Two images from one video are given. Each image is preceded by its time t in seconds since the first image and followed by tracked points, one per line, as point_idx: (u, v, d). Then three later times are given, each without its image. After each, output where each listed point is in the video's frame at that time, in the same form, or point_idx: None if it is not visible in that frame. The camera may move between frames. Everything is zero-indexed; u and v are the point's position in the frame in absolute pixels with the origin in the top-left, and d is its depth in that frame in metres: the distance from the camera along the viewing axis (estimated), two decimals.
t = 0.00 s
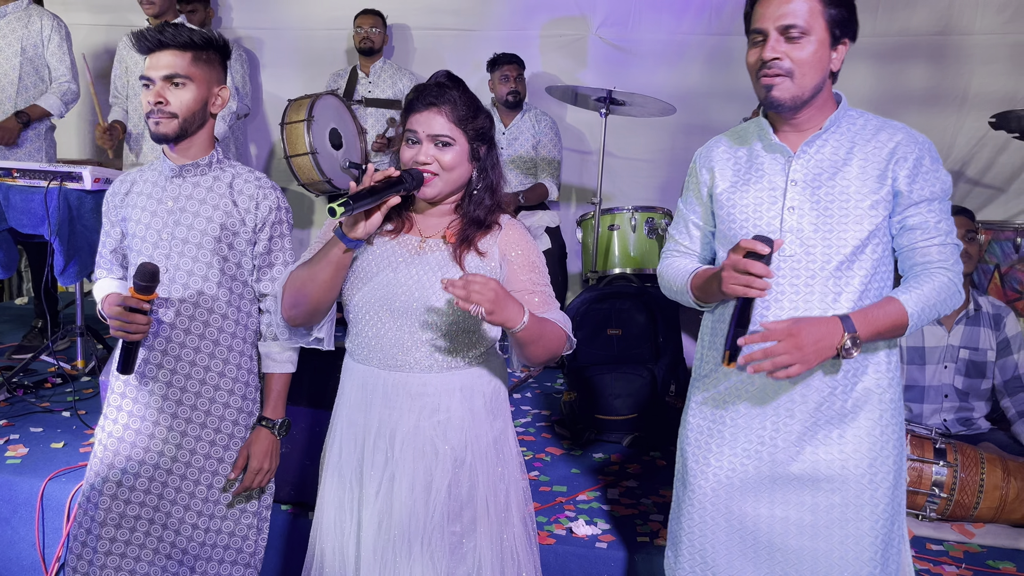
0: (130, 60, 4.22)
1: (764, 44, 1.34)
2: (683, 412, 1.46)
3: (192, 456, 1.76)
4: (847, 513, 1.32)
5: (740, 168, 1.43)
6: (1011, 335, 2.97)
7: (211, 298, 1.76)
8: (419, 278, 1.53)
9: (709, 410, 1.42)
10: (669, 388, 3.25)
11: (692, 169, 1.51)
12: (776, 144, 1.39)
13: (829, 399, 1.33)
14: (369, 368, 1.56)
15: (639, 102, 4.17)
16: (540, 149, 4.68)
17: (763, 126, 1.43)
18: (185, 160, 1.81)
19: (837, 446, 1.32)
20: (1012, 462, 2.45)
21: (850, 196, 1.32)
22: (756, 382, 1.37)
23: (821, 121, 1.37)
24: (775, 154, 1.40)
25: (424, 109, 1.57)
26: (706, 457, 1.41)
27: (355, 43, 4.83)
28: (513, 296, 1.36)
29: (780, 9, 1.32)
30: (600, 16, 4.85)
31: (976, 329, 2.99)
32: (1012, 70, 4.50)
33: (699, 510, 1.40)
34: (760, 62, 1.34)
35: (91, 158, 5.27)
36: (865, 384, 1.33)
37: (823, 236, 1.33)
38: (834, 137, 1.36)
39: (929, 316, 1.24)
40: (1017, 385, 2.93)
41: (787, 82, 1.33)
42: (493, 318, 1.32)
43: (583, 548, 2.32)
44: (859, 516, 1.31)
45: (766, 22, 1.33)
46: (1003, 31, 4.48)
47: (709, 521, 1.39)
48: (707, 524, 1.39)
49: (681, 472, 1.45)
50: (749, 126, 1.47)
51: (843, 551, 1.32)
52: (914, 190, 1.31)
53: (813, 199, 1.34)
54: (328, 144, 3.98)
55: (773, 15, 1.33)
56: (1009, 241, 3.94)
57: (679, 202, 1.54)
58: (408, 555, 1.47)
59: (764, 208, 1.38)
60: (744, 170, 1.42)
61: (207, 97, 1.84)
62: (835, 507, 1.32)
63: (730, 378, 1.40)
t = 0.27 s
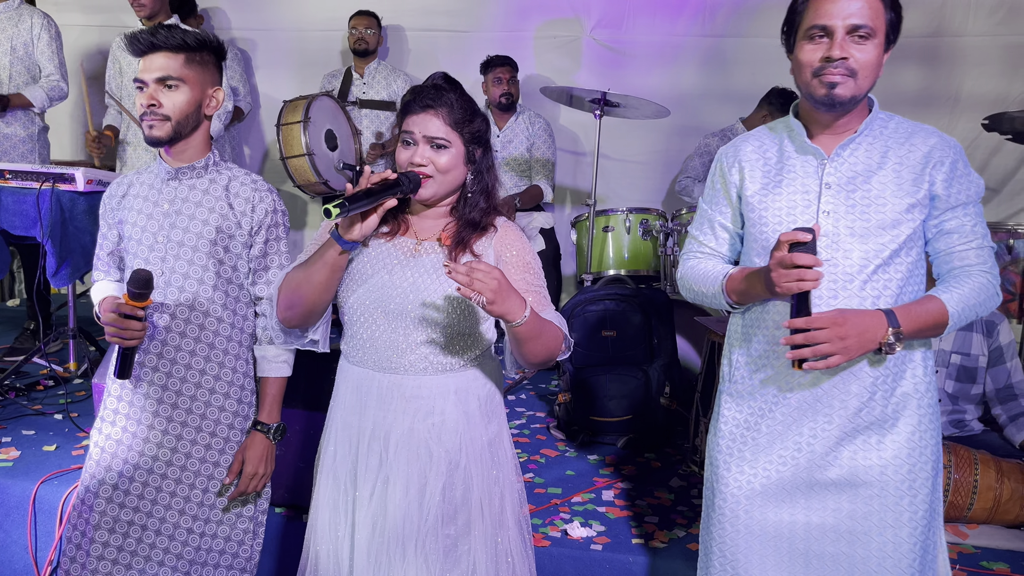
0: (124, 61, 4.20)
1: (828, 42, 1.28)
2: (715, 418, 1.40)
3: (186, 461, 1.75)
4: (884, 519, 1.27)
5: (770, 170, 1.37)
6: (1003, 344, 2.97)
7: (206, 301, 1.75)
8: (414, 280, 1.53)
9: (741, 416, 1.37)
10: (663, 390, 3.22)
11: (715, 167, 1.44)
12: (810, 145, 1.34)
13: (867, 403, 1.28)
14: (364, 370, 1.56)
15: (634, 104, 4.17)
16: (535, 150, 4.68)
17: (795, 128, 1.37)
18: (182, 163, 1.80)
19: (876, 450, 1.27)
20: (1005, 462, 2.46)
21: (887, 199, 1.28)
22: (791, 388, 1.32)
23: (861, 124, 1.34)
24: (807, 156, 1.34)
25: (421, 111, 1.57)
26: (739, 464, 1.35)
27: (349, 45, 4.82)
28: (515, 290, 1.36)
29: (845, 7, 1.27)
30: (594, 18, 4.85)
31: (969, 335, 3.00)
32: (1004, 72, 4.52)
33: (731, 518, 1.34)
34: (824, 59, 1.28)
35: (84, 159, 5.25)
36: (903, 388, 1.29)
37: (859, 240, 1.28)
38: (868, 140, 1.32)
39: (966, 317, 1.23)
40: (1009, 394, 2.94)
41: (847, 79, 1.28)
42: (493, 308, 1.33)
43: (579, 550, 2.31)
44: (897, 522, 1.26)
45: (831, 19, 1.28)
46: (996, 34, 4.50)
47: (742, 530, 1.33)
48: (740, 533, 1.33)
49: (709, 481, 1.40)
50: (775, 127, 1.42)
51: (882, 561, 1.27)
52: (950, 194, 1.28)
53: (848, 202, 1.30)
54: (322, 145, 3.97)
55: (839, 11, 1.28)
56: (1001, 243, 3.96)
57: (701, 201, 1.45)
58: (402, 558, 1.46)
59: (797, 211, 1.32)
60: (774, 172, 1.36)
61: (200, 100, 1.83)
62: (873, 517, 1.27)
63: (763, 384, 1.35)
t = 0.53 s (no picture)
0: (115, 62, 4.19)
1: (867, 46, 1.27)
2: (737, 422, 1.38)
3: (178, 463, 1.74)
4: (908, 529, 1.25)
5: (792, 172, 1.35)
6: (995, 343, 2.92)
7: (197, 304, 1.74)
8: (407, 282, 1.52)
9: (764, 421, 1.35)
10: (657, 391, 3.23)
11: (736, 167, 1.43)
12: (832, 148, 1.32)
13: (892, 411, 1.26)
14: (358, 373, 1.55)
15: (626, 106, 4.17)
16: (527, 153, 4.68)
17: (818, 129, 1.36)
18: (175, 166, 1.79)
19: (902, 458, 1.26)
20: (995, 463, 2.48)
21: (912, 205, 1.27)
22: (814, 392, 1.30)
23: (887, 129, 1.32)
24: (829, 159, 1.33)
25: (412, 113, 1.56)
26: (761, 469, 1.34)
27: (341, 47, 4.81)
28: (512, 296, 1.35)
29: (884, 13, 1.27)
30: (586, 20, 4.86)
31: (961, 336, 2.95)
32: (994, 74, 4.54)
33: (752, 523, 1.33)
34: (863, 63, 1.27)
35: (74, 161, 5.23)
36: (928, 395, 1.27)
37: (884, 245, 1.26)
38: (892, 146, 1.30)
39: (993, 324, 1.23)
40: (999, 393, 2.94)
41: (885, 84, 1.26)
42: (489, 319, 1.32)
43: (572, 552, 2.31)
44: (920, 531, 1.25)
45: (871, 23, 1.27)
46: (986, 37, 4.53)
47: (763, 535, 1.32)
48: (761, 538, 1.32)
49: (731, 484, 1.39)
50: (797, 126, 1.40)
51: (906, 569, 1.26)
52: (978, 202, 1.26)
53: (872, 207, 1.28)
54: (314, 147, 3.96)
55: (880, 16, 1.27)
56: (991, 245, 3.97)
57: (722, 197, 1.45)
58: (395, 561, 1.46)
59: (820, 215, 1.31)
60: (796, 175, 1.34)
61: (186, 101, 1.80)
62: (898, 524, 1.26)
63: (785, 389, 1.33)
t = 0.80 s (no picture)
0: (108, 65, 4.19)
1: (872, 49, 1.28)
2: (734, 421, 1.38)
3: (170, 466, 1.73)
4: (901, 533, 1.27)
5: (799, 174, 1.36)
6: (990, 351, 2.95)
7: (189, 307, 1.74)
8: (399, 287, 1.53)
9: (763, 422, 1.35)
10: (650, 394, 3.22)
11: (743, 168, 1.42)
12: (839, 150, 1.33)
13: (888, 417, 1.27)
14: (350, 376, 1.55)
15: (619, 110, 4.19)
16: (520, 156, 4.69)
17: (824, 132, 1.36)
18: (173, 168, 1.80)
19: (899, 462, 1.27)
20: (986, 464, 2.48)
21: (914, 210, 1.28)
22: (816, 393, 1.29)
23: (894, 130, 1.34)
24: (838, 161, 1.33)
25: (404, 115, 1.57)
26: (758, 470, 1.34)
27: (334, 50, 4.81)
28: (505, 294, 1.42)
29: (888, 16, 1.28)
30: (579, 24, 4.87)
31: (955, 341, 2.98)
32: (985, 78, 4.57)
33: (747, 523, 1.34)
34: (869, 65, 1.28)
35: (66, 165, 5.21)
36: (925, 400, 1.29)
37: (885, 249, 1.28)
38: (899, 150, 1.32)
39: (991, 327, 1.23)
40: (993, 397, 2.97)
41: (890, 85, 1.28)
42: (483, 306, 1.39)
43: (566, 554, 2.31)
44: (916, 535, 1.27)
45: (875, 27, 1.28)
46: (977, 40, 4.55)
47: (757, 535, 1.33)
48: (755, 539, 1.33)
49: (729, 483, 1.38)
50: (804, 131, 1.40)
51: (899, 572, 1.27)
52: (984, 207, 1.28)
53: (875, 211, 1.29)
54: (307, 150, 3.95)
55: (883, 20, 1.28)
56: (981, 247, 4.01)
57: (726, 202, 1.43)
58: (390, 565, 1.44)
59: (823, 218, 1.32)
60: (803, 176, 1.35)
61: (169, 104, 1.79)
62: (893, 528, 1.27)
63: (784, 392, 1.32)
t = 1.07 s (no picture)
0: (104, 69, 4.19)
1: (850, 52, 1.29)
2: (719, 421, 1.39)
3: (169, 468, 1.74)
4: (882, 533, 1.27)
5: (786, 175, 1.37)
6: (986, 357, 2.98)
7: (188, 310, 1.74)
8: (401, 290, 1.53)
9: (746, 421, 1.36)
10: (646, 396, 3.25)
11: (732, 168, 1.44)
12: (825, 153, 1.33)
13: (869, 416, 1.28)
14: (348, 378, 1.56)
15: (615, 113, 4.20)
16: (516, 159, 4.70)
17: (813, 133, 1.37)
18: (169, 170, 1.80)
19: (879, 464, 1.27)
20: (981, 466, 2.48)
21: (901, 212, 1.28)
22: (794, 394, 1.31)
23: (882, 134, 1.34)
24: (823, 162, 1.34)
25: (402, 118, 1.57)
26: (740, 469, 1.35)
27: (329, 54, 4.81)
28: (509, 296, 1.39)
29: (868, 19, 1.28)
30: (575, 28, 4.89)
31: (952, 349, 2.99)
32: (978, 81, 4.60)
33: (728, 520, 1.35)
34: (847, 71, 1.28)
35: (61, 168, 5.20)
36: (907, 400, 1.28)
37: (870, 249, 1.28)
38: (886, 151, 1.32)
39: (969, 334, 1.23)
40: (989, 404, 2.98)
41: (871, 91, 1.28)
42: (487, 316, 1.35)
43: (564, 557, 2.32)
44: (895, 537, 1.27)
45: (854, 30, 1.28)
46: (970, 44, 4.58)
47: (739, 533, 1.34)
48: (735, 535, 1.34)
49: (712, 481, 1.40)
50: (794, 131, 1.41)
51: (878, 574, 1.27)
52: (968, 209, 1.27)
53: (862, 213, 1.30)
54: (303, 153, 3.96)
55: (863, 22, 1.28)
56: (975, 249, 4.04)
57: (716, 202, 1.44)
58: (389, 564, 1.46)
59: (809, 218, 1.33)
60: (790, 178, 1.36)
61: (172, 108, 1.80)
62: (872, 530, 1.27)
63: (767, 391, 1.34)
